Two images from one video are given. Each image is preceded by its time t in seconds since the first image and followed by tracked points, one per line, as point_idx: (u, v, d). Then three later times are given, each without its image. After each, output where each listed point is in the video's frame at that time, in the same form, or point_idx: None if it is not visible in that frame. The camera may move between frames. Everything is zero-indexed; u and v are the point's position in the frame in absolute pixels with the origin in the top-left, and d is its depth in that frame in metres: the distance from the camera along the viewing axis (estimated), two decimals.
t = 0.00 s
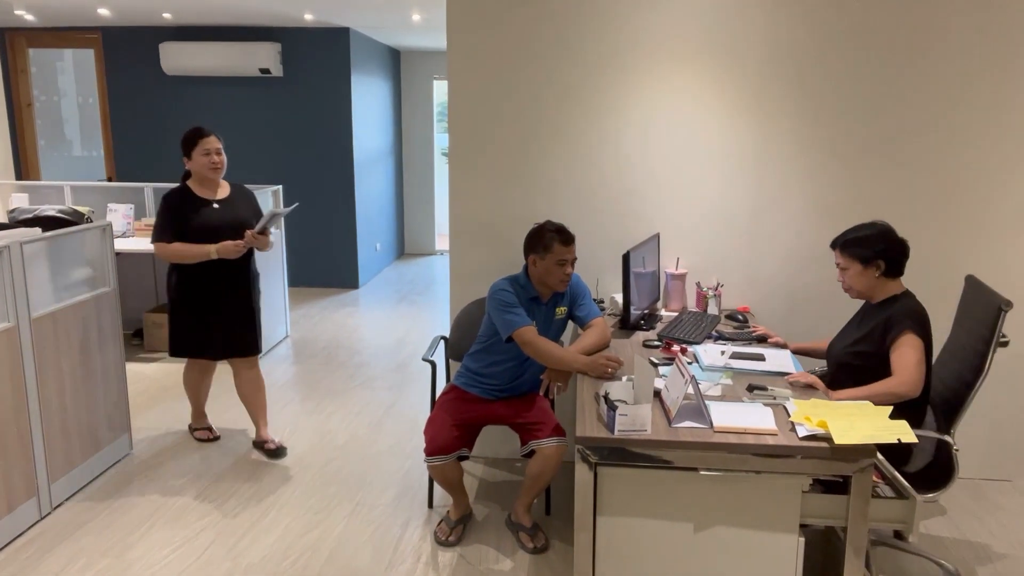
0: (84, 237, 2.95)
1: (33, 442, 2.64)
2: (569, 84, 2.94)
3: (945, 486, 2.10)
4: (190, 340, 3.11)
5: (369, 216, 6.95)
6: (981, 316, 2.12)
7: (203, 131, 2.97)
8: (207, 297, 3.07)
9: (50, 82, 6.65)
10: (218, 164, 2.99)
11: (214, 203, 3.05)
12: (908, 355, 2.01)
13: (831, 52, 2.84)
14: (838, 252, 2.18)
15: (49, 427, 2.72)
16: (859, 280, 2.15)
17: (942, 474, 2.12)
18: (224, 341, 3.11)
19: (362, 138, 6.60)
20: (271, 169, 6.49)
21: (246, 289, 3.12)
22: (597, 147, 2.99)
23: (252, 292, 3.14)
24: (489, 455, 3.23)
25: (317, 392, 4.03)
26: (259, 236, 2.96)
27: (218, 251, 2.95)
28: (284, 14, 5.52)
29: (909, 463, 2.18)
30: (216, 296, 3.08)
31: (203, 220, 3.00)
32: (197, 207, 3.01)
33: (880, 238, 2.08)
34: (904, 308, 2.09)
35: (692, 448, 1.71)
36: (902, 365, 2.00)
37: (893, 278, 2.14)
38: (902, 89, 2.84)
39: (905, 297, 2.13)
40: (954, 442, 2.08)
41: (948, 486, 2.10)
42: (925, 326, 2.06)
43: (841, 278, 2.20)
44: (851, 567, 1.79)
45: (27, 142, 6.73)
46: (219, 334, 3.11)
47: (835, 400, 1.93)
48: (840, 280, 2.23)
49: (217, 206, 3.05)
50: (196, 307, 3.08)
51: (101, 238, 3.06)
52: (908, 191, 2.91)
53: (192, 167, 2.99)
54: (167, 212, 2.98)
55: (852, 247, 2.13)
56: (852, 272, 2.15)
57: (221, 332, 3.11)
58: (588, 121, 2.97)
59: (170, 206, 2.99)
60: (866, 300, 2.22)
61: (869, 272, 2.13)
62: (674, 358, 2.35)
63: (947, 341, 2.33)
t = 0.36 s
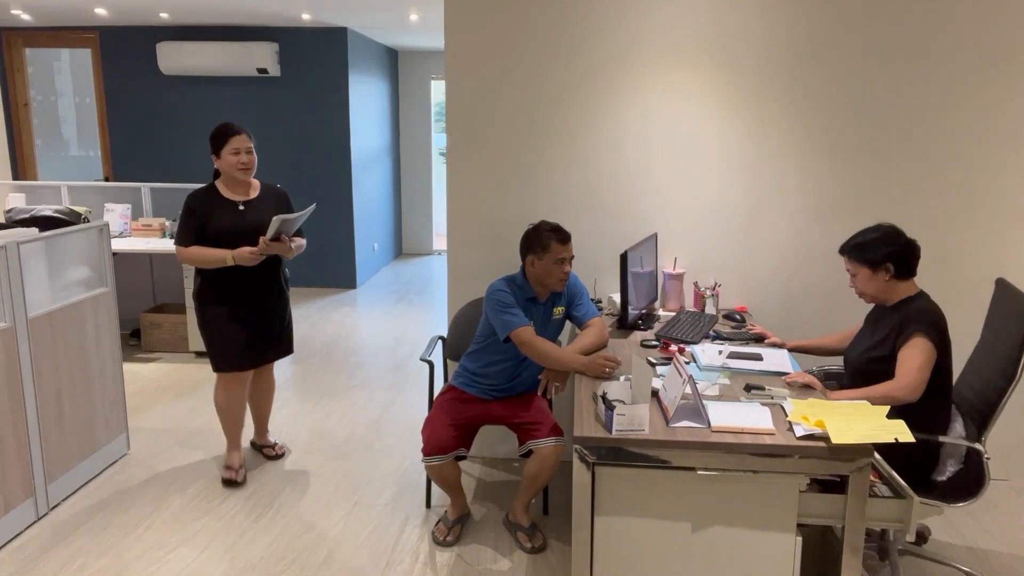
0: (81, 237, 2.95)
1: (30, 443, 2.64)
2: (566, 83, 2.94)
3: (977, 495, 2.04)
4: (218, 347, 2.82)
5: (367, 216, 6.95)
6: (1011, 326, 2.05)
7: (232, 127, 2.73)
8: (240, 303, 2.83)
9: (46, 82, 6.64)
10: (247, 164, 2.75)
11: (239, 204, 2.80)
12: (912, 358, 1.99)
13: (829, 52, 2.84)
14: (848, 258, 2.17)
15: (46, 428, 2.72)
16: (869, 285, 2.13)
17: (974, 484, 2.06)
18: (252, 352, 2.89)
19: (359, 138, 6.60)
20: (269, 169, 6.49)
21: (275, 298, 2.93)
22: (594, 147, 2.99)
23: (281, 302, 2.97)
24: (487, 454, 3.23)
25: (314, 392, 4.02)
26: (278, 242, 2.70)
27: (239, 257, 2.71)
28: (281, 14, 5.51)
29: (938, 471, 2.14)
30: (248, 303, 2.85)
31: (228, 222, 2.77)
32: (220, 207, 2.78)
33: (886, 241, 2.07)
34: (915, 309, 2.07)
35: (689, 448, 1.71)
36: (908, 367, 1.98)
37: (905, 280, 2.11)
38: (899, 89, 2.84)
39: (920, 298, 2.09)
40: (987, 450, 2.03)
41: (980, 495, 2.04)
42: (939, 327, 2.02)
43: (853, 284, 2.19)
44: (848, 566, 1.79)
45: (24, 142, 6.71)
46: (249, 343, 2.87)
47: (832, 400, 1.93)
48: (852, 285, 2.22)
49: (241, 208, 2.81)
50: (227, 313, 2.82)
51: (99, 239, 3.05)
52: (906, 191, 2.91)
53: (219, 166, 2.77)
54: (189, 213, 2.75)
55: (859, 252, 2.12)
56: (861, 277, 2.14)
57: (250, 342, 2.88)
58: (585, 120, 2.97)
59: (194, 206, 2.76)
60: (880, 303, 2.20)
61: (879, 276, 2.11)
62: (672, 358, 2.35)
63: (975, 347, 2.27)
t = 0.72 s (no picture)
0: (80, 237, 2.95)
1: (29, 443, 2.64)
2: (566, 83, 2.94)
3: (1002, 502, 1.99)
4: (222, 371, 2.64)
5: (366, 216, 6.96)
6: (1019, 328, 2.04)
7: (241, 127, 2.53)
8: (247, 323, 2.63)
9: (44, 82, 6.63)
10: (257, 167, 2.55)
11: (247, 211, 2.60)
12: (918, 357, 1.99)
13: (828, 51, 2.84)
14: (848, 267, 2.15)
15: (45, 428, 2.72)
16: (873, 291, 2.11)
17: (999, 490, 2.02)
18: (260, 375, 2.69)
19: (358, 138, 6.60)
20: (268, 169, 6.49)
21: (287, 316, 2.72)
22: (594, 146, 2.99)
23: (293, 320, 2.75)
24: (486, 454, 3.23)
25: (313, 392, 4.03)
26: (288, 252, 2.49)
27: (247, 269, 2.50)
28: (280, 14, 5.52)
29: (959, 476, 2.11)
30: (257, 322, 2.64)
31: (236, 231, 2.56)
32: (226, 215, 2.57)
33: (887, 247, 2.04)
34: (919, 312, 2.05)
35: (687, 447, 1.72)
36: (912, 366, 1.98)
37: (909, 282, 2.09)
38: (897, 89, 2.84)
39: (926, 301, 2.07)
40: (1011, 457, 1.98)
41: (1003, 502, 2.00)
42: (945, 329, 2.00)
43: (857, 290, 2.18)
44: (847, 566, 1.79)
45: (22, 142, 6.70)
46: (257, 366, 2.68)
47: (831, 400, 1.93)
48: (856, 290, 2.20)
49: (250, 216, 2.60)
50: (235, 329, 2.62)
51: (98, 238, 3.05)
52: (904, 191, 2.91)
53: (227, 170, 2.56)
54: (193, 221, 2.55)
55: (859, 260, 2.10)
56: (864, 284, 2.12)
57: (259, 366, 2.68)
58: (585, 120, 2.97)
59: (198, 214, 2.56)
60: (887, 308, 2.17)
61: (881, 283, 2.09)
62: (671, 358, 2.35)
63: (996, 350, 2.18)
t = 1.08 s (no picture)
0: (80, 237, 2.95)
1: (29, 443, 2.64)
2: (566, 83, 2.94)
3: (1010, 503, 2.00)
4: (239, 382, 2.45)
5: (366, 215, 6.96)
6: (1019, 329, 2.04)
7: (275, 133, 2.32)
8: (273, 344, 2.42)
9: (44, 82, 6.63)
10: (292, 178, 2.34)
11: (276, 224, 2.38)
12: (923, 359, 1.99)
13: (828, 52, 2.84)
14: (865, 262, 2.14)
15: (45, 428, 2.72)
16: (888, 289, 2.10)
17: (1006, 491, 2.02)
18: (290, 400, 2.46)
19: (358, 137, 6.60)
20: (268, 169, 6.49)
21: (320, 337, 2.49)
22: (594, 147, 2.99)
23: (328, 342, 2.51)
24: (485, 455, 3.23)
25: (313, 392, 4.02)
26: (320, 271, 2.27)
27: (278, 289, 2.29)
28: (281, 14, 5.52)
29: (966, 478, 2.11)
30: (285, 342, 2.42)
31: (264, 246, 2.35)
32: (254, 229, 2.35)
33: (906, 246, 2.03)
34: (929, 316, 2.04)
35: (687, 447, 1.72)
36: (918, 367, 1.98)
37: (923, 284, 2.08)
38: (896, 88, 2.84)
39: (936, 305, 2.06)
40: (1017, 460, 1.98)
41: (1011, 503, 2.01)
42: (953, 335, 1.99)
43: (869, 286, 2.16)
44: (847, 567, 1.79)
45: (22, 142, 6.70)
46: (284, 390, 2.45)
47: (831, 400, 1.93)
48: (868, 287, 2.19)
49: (279, 229, 2.38)
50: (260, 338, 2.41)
51: (98, 238, 3.05)
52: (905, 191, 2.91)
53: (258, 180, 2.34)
54: (219, 236, 2.34)
55: (877, 256, 2.08)
56: (879, 281, 2.11)
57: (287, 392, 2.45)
58: (585, 120, 2.97)
59: (225, 228, 2.34)
60: (899, 307, 2.16)
61: (896, 282, 2.08)
62: (671, 358, 2.35)
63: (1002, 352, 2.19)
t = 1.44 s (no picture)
0: (79, 237, 2.95)
1: (29, 443, 2.64)
2: (566, 82, 2.94)
3: (1010, 503, 2.00)
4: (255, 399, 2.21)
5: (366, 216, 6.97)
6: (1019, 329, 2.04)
7: (302, 130, 2.09)
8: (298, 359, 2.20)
9: (44, 82, 6.63)
10: (318, 179, 2.11)
11: (300, 230, 2.15)
12: (924, 360, 1.98)
13: (828, 52, 2.84)
14: (882, 249, 2.13)
15: (45, 428, 2.72)
16: (895, 283, 2.10)
17: (1006, 490, 2.02)
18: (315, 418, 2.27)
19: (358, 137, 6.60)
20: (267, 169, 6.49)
21: (344, 347, 2.31)
22: (594, 147, 2.99)
23: (352, 350, 2.34)
24: (485, 455, 3.23)
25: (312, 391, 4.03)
26: (335, 281, 2.07)
27: (301, 300, 2.09)
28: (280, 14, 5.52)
29: (964, 479, 2.12)
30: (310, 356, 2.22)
31: (287, 253, 2.13)
32: (276, 234, 2.13)
33: (927, 246, 2.02)
34: (933, 315, 2.04)
35: (687, 447, 1.72)
36: (919, 368, 1.98)
37: (930, 285, 2.08)
38: (896, 89, 2.84)
39: (938, 305, 2.07)
40: (1015, 461, 1.98)
41: (1009, 504, 2.01)
42: (956, 336, 1.99)
43: (878, 276, 2.15)
44: (847, 567, 1.79)
45: (22, 142, 6.70)
46: (312, 410, 2.25)
47: (831, 400, 1.94)
48: (875, 277, 2.18)
49: (304, 234, 2.15)
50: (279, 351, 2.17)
51: (98, 238, 3.05)
52: (904, 191, 2.92)
53: (282, 180, 2.12)
54: (237, 241, 2.11)
55: (897, 246, 2.07)
56: (889, 273, 2.11)
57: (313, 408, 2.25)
58: (584, 120, 2.97)
59: (245, 231, 2.11)
60: (897, 302, 2.18)
61: (907, 276, 2.08)
62: (671, 358, 2.35)
63: (1003, 351, 2.19)
